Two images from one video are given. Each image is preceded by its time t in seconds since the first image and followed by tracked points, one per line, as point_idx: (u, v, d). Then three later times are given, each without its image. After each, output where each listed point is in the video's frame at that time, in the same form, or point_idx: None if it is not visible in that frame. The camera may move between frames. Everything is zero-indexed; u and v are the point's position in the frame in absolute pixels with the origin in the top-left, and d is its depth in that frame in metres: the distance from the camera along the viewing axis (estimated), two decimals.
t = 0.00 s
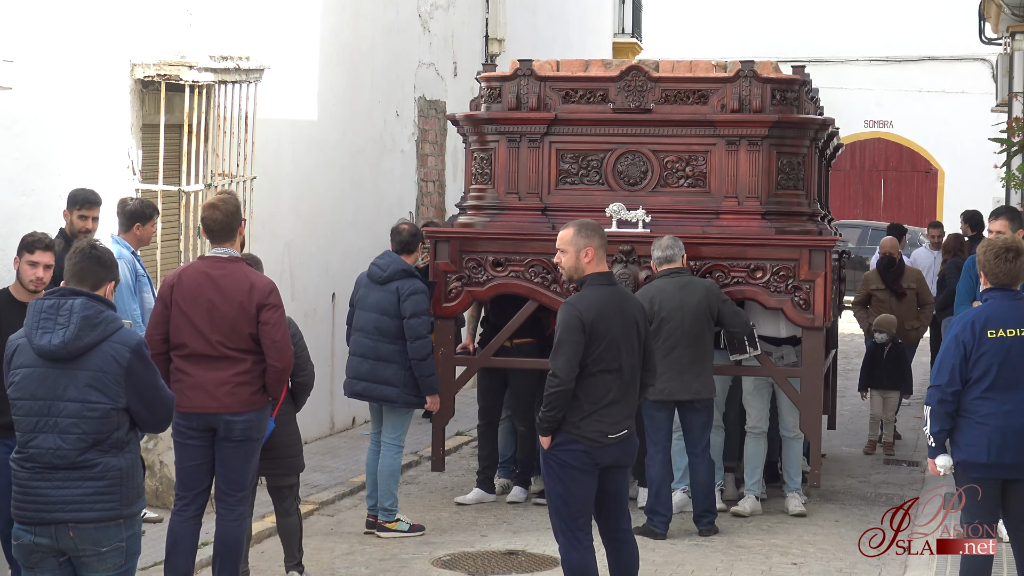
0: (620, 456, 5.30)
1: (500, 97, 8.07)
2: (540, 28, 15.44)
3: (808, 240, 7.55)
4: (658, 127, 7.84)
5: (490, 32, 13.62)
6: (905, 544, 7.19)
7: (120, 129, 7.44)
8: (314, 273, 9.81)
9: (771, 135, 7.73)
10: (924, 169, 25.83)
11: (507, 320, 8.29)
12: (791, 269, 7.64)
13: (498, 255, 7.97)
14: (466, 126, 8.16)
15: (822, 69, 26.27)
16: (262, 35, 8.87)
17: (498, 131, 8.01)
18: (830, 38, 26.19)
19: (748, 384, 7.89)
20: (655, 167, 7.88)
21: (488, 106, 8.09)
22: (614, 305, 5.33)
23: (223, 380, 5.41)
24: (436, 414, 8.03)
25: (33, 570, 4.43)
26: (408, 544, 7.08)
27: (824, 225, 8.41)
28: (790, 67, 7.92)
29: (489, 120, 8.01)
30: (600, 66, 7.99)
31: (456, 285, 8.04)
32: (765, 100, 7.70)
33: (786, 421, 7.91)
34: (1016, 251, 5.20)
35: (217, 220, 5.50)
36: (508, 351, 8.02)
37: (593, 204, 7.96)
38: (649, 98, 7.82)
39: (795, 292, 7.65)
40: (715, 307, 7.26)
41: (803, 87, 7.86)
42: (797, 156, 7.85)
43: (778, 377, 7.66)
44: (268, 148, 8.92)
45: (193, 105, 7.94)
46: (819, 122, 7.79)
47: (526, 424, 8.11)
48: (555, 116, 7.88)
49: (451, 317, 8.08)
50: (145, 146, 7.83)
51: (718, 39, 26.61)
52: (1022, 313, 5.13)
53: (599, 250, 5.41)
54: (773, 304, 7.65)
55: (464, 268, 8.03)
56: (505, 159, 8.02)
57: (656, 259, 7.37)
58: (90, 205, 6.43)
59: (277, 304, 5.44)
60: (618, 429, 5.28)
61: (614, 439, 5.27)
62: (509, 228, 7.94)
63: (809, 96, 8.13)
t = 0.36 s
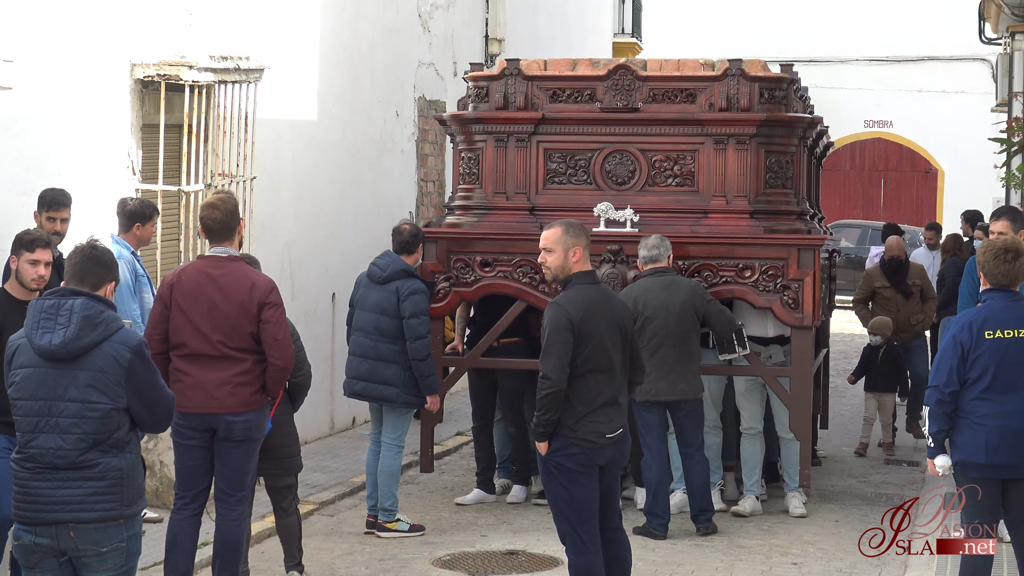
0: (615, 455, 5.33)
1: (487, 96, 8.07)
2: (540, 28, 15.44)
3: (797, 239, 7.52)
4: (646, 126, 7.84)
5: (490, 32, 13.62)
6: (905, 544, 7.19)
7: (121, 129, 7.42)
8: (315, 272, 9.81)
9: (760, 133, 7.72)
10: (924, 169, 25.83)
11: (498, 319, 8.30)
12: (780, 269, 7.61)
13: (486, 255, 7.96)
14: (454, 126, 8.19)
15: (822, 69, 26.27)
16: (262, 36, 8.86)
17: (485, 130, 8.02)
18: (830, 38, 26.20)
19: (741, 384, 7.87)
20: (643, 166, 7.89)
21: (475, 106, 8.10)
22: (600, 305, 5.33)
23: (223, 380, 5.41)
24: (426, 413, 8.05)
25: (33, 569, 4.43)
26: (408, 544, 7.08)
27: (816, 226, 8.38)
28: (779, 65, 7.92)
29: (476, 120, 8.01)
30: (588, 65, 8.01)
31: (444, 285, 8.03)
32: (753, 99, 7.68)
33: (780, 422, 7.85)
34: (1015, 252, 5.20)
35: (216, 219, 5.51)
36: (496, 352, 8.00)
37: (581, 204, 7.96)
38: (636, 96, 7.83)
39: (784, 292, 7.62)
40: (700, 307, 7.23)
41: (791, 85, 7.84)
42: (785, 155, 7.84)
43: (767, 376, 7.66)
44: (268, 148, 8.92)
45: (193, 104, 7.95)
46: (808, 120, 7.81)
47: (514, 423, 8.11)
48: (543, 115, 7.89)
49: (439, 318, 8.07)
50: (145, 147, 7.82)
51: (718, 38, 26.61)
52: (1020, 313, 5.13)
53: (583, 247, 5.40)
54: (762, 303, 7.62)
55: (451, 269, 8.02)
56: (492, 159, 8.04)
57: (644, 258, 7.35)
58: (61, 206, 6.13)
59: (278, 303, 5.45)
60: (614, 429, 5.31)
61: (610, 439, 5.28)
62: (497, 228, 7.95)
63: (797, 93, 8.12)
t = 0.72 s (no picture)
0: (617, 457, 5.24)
1: (480, 96, 8.06)
2: (540, 27, 15.44)
3: (791, 239, 7.53)
4: (640, 126, 7.83)
5: (490, 32, 13.64)
6: (905, 544, 7.19)
7: (121, 129, 7.41)
8: (315, 273, 9.81)
9: (754, 133, 7.72)
10: (924, 169, 25.83)
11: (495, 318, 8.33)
12: (774, 269, 7.62)
13: (480, 256, 7.95)
14: (447, 125, 8.22)
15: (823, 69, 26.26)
16: (262, 36, 8.86)
17: (479, 130, 8.02)
18: (831, 38, 26.20)
19: (736, 385, 7.86)
20: (637, 166, 7.87)
21: (468, 106, 8.09)
22: (614, 306, 5.24)
23: (223, 380, 5.41)
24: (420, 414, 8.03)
25: (33, 569, 4.43)
26: (408, 544, 7.09)
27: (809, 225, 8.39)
28: (773, 64, 7.92)
29: (470, 119, 8.02)
30: (583, 65, 8.00)
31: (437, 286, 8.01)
32: (746, 99, 7.68)
33: (775, 422, 7.88)
34: (1013, 253, 5.21)
35: (215, 220, 5.51)
36: (490, 351, 8.00)
37: (574, 204, 7.95)
38: (630, 96, 7.83)
39: (778, 292, 7.61)
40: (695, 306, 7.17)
41: (785, 85, 7.84)
42: (780, 154, 7.87)
43: (763, 377, 7.63)
44: (268, 147, 8.91)
45: (193, 105, 7.95)
46: (802, 120, 7.80)
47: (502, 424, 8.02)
48: (536, 114, 7.89)
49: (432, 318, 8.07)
50: (145, 147, 7.82)
51: (718, 38, 26.59)
52: (1019, 313, 5.14)
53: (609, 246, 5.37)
54: (756, 303, 7.61)
55: (445, 270, 8.02)
56: (485, 160, 8.03)
57: (643, 257, 7.29)
58: (52, 204, 5.99)
59: (279, 302, 5.46)
60: (617, 431, 5.21)
61: (611, 441, 5.20)
62: (489, 228, 7.94)
63: (791, 93, 8.11)
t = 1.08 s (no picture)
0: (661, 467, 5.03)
1: (480, 96, 8.05)
2: (540, 27, 15.44)
3: (791, 239, 7.54)
4: (640, 126, 7.81)
5: (489, 32, 13.64)
6: (905, 544, 7.19)
7: (121, 129, 7.40)
8: (315, 273, 9.81)
9: (754, 133, 7.71)
10: (924, 169, 25.83)
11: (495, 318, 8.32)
12: (774, 269, 7.61)
13: (479, 256, 7.94)
14: (446, 125, 8.19)
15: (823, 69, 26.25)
16: (262, 36, 8.86)
17: (478, 130, 8.01)
18: (831, 38, 26.20)
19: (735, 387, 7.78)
20: (637, 166, 7.86)
21: (467, 105, 8.09)
22: (657, 310, 5.07)
23: (216, 380, 5.40)
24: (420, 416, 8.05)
25: (33, 569, 4.42)
26: (408, 544, 7.08)
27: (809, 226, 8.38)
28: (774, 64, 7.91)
29: (470, 119, 8.00)
30: (583, 65, 8.01)
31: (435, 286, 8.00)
32: (747, 98, 7.67)
33: (773, 423, 7.83)
34: (1009, 251, 5.20)
35: (207, 218, 5.54)
36: (491, 352, 7.99)
37: (574, 204, 7.94)
38: (631, 96, 7.81)
39: (778, 292, 7.61)
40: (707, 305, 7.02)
41: (786, 85, 7.83)
42: (780, 155, 7.86)
43: (762, 378, 7.59)
44: (268, 148, 8.91)
45: (193, 104, 7.96)
46: (803, 120, 7.80)
47: (502, 424, 7.93)
48: (536, 114, 7.88)
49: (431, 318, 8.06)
50: (145, 147, 7.80)
51: (719, 38, 26.57)
52: (1018, 312, 5.13)
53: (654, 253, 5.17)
54: (756, 304, 7.60)
55: (444, 270, 8.01)
56: (484, 160, 8.02)
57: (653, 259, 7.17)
58: (53, 202, 6.01)
59: (271, 301, 5.47)
60: (658, 441, 5.01)
61: (652, 450, 4.99)
62: (489, 228, 7.93)
63: (792, 93, 8.09)
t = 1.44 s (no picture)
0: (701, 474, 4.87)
1: (486, 96, 8.04)
2: (540, 26, 15.44)
3: (801, 240, 7.54)
4: (648, 125, 7.80)
5: (489, 32, 13.63)
6: (905, 544, 7.18)
7: (121, 128, 7.40)
8: (315, 274, 9.82)
9: (762, 134, 7.71)
10: (924, 169, 25.83)
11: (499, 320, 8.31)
12: (783, 270, 7.61)
13: (485, 257, 7.94)
14: (452, 125, 8.17)
15: (822, 69, 26.25)
16: (262, 36, 8.86)
17: (485, 130, 7.98)
18: (831, 38, 26.21)
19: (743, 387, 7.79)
20: (645, 166, 7.85)
21: (473, 105, 8.07)
22: (683, 308, 4.96)
23: (191, 378, 5.42)
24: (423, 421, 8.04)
25: (32, 569, 4.42)
26: (408, 544, 7.08)
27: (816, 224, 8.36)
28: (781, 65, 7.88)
29: (476, 118, 7.98)
30: (589, 64, 7.98)
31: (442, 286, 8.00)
32: (756, 98, 7.66)
33: (779, 425, 7.73)
34: (1013, 251, 5.21)
35: (178, 219, 5.54)
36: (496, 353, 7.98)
37: (582, 205, 7.94)
38: (638, 96, 7.79)
39: (788, 293, 7.60)
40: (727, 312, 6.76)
41: (794, 85, 7.78)
42: (789, 155, 7.82)
43: (771, 381, 7.63)
44: (268, 148, 8.91)
45: (193, 104, 7.96)
46: (812, 121, 7.81)
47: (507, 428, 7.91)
48: (543, 114, 7.86)
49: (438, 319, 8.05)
50: (145, 147, 7.80)
51: (718, 38, 26.55)
52: (1020, 313, 5.12)
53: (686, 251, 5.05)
54: (765, 305, 7.60)
55: (450, 271, 8.01)
56: (491, 160, 8.01)
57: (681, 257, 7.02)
58: (52, 201, 6.02)
59: (241, 300, 5.48)
60: (682, 443, 4.88)
61: (675, 452, 4.88)
62: (496, 228, 7.92)
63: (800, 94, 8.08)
